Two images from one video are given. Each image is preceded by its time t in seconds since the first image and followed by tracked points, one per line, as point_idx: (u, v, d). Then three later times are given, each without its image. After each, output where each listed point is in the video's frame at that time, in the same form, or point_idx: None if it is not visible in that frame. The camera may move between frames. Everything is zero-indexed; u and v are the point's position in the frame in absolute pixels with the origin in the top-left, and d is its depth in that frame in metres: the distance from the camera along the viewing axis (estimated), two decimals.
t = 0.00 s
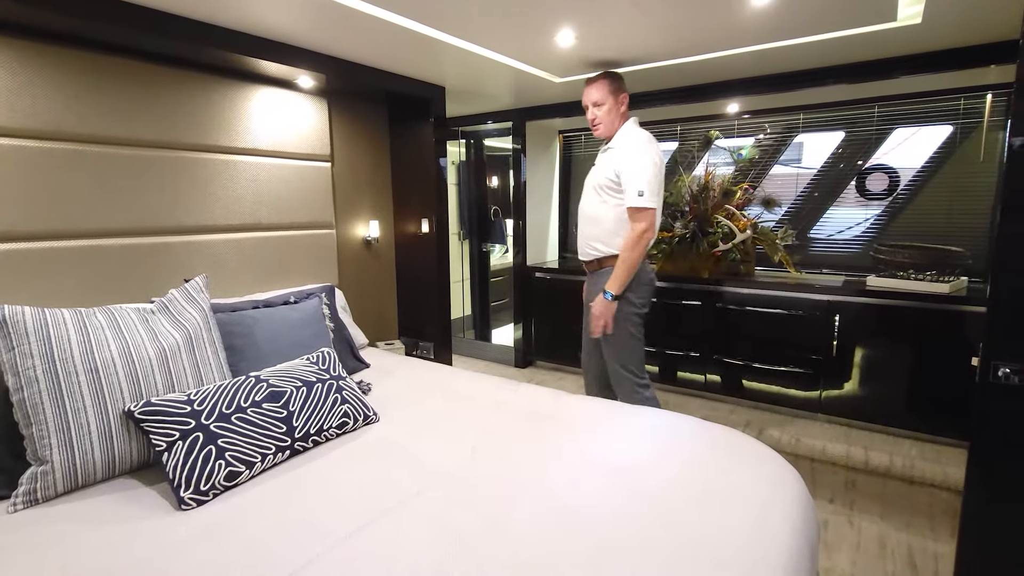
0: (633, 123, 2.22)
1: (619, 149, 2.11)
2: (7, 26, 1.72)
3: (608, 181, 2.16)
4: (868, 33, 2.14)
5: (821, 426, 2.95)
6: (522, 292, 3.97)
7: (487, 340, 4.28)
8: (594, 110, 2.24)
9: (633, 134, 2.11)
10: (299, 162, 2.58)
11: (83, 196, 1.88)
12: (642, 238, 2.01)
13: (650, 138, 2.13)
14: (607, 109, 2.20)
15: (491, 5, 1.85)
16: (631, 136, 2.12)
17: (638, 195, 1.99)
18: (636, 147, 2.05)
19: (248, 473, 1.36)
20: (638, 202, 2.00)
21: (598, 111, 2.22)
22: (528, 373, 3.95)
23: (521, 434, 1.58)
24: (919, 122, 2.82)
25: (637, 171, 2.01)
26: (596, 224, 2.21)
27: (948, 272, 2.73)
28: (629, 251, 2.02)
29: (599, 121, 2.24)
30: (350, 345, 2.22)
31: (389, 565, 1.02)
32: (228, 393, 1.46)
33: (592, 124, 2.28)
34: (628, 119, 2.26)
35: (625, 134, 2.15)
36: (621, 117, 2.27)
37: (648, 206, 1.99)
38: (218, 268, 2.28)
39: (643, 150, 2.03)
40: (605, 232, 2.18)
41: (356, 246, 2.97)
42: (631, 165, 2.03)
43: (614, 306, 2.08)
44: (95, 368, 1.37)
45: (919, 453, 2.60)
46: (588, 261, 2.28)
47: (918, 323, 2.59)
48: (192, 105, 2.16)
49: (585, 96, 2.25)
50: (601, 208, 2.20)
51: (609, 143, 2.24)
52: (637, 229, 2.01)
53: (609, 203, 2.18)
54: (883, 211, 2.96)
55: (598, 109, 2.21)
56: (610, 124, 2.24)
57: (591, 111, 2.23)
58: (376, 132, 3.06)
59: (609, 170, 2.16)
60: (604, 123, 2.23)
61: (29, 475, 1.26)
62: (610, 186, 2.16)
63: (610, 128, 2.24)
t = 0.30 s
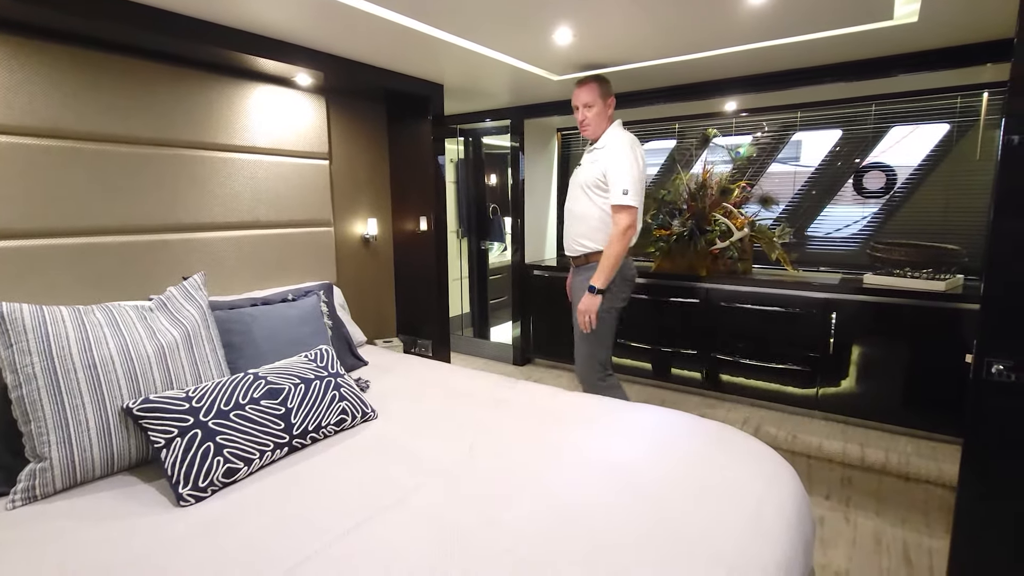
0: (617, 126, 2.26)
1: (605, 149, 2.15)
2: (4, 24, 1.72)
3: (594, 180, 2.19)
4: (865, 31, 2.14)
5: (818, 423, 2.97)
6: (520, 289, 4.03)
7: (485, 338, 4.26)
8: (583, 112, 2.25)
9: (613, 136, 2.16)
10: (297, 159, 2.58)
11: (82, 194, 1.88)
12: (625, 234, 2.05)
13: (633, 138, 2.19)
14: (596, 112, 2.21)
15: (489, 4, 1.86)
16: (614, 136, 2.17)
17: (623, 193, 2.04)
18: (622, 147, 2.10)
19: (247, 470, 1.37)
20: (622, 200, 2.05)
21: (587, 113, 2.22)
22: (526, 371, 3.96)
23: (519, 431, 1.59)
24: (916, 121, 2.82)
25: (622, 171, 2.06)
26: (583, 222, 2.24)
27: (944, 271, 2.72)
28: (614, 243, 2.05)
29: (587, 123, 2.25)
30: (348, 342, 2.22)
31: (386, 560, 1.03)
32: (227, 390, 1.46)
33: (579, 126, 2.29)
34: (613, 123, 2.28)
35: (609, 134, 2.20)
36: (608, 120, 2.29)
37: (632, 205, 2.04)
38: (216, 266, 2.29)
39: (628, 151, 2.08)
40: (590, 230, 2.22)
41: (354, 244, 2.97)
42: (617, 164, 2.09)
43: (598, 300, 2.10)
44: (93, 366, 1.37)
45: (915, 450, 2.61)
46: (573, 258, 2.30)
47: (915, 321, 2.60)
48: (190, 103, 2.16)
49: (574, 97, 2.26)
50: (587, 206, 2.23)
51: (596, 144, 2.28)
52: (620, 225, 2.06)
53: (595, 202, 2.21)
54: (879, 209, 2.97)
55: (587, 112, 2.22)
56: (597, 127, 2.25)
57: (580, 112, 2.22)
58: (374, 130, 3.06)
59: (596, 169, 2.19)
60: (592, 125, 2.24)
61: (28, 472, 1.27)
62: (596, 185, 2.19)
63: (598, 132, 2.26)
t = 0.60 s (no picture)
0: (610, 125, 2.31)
1: (601, 149, 2.17)
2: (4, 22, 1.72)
3: (590, 179, 2.20)
4: (866, 30, 2.14)
5: (818, 421, 2.97)
6: (522, 289, 3.99)
7: (485, 336, 4.26)
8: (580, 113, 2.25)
9: (609, 136, 2.19)
10: (298, 158, 2.59)
11: (83, 192, 1.89)
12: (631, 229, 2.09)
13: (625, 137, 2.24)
14: (595, 114, 2.22)
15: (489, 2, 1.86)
16: (608, 136, 2.20)
17: (624, 190, 2.08)
18: (619, 146, 2.14)
19: (248, 467, 1.38)
20: (625, 199, 2.08)
21: (585, 114, 2.23)
22: (527, 369, 3.97)
23: (518, 429, 1.59)
24: (916, 119, 2.82)
25: (620, 169, 2.10)
26: (579, 222, 2.25)
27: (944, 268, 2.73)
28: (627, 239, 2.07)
29: (585, 125, 2.26)
30: (349, 340, 2.23)
31: (386, 557, 1.03)
32: (228, 388, 1.47)
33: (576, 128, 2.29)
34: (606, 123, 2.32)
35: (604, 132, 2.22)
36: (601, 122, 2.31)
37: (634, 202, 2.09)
38: (217, 264, 2.29)
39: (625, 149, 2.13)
40: (586, 229, 2.24)
41: (355, 242, 2.98)
42: (614, 163, 2.11)
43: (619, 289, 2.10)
44: (95, 363, 1.38)
45: (914, 448, 2.62)
46: (565, 257, 2.32)
47: (915, 319, 2.60)
48: (191, 101, 2.17)
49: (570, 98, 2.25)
50: (583, 206, 2.24)
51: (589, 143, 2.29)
52: (624, 221, 2.10)
53: (591, 202, 2.22)
54: (880, 208, 2.97)
55: (585, 113, 2.23)
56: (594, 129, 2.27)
57: (578, 113, 2.22)
58: (375, 128, 3.06)
59: (592, 169, 2.20)
60: (590, 126, 2.25)
61: (30, 469, 1.27)
62: (593, 184, 2.21)
63: (594, 132, 2.28)
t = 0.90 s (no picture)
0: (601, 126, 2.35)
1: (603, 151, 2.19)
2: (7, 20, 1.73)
3: (592, 180, 2.21)
4: (868, 28, 2.14)
5: (819, 420, 2.97)
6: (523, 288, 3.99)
7: (487, 335, 4.26)
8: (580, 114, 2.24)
9: (609, 138, 2.21)
10: (300, 156, 2.59)
11: (85, 190, 1.89)
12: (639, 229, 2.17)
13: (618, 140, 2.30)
14: (596, 113, 2.23)
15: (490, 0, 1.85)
16: (608, 139, 2.22)
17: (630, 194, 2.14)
18: (621, 150, 2.18)
19: (250, 464, 1.38)
20: (631, 202, 2.16)
21: (586, 115, 2.23)
22: (528, 367, 3.97)
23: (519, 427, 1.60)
24: (918, 118, 2.81)
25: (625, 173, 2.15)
26: (576, 222, 2.25)
27: (946, 267, 2.73)
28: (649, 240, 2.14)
29: (585, 125, 2.25)
30: (351, 338, 2.23)
31: (388, 555, 1.04)
32: (230, 385, 1.48)
33: (576, 129, 2.27)
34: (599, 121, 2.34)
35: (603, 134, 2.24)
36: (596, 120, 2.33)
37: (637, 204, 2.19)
38: (220, 262, 2.30)
39: (628, 154, 2.18)
40: (585, 229, 2.24)
41: (356, 240, 2.98)
42: (618, 167, 2.16)
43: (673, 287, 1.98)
44: (99, 361, 1.39)
45: (915, 447, 2.61)
46: (558, 257, 2.31)
47: (917, 318, 2.60)
48: (193, 100, 2.17)
49: (568, 99, 2.22)
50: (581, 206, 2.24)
51: (585, 143, 2.29)
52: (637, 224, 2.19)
53: (591, 203, 2.23)
54: (882, 207, 2.97)
55: (587, 113, 2.22)
56: (593, 128, 2.28)
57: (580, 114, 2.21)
58: (376, 127, 3.07)
59: (593, 170, 2.21)
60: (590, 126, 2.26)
61: (34, 465, 1.28)
62: (593, 185, 2.21)
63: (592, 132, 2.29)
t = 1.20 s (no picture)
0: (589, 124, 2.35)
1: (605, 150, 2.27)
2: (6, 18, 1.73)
3: (598, 179, 2.24)
4: (870, 25, 2.13)
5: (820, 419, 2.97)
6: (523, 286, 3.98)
7: (487, 333, 4.26)
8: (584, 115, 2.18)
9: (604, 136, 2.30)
10: (300, 154, 2.59)
11: (85, 188, 1.90)
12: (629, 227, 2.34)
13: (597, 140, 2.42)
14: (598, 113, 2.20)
15: None
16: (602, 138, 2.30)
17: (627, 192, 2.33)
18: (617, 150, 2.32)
19: (250, 462, 1.38)
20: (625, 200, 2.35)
21: (590, 116, 2.18)
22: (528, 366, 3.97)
23: (519, 425, 1.59)
24: (920, 116, 2.80)
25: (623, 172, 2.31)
26: (582, 220, 2.24)
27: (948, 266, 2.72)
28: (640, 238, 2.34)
29: (588, 125, 2.21)
30: (351, 336, 2.23)
31: (387, 552, 1.04)
32: (230, 383, 1.48)
33: (579, 130, 2.21)
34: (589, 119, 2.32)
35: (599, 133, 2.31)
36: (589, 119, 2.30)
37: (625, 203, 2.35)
38: (220, 260, 2.30)
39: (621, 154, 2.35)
40: (589, 227, 2.26)
41: (357, 238, 2.99)
42: (618, 166, 2.29)
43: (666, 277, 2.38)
44: (99, 358, 1.39)
45: (916, 446, 2.61)
46: (559, 257, 2.26)
47: (918, 317, 2.59)
48: (193, 99, 2.17)
49: (572, 101, 2.13)
50: (588, 204, 2.24)
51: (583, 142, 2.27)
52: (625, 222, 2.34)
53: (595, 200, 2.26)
54: (884, 205, 2.96)
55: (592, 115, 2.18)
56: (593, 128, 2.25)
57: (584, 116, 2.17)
58: (377, 125, 3.06)
59: (597, 168, 2.25)
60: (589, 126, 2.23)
61: (35, 463, 1.28)
62: (598, 183, 2.25)
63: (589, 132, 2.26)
